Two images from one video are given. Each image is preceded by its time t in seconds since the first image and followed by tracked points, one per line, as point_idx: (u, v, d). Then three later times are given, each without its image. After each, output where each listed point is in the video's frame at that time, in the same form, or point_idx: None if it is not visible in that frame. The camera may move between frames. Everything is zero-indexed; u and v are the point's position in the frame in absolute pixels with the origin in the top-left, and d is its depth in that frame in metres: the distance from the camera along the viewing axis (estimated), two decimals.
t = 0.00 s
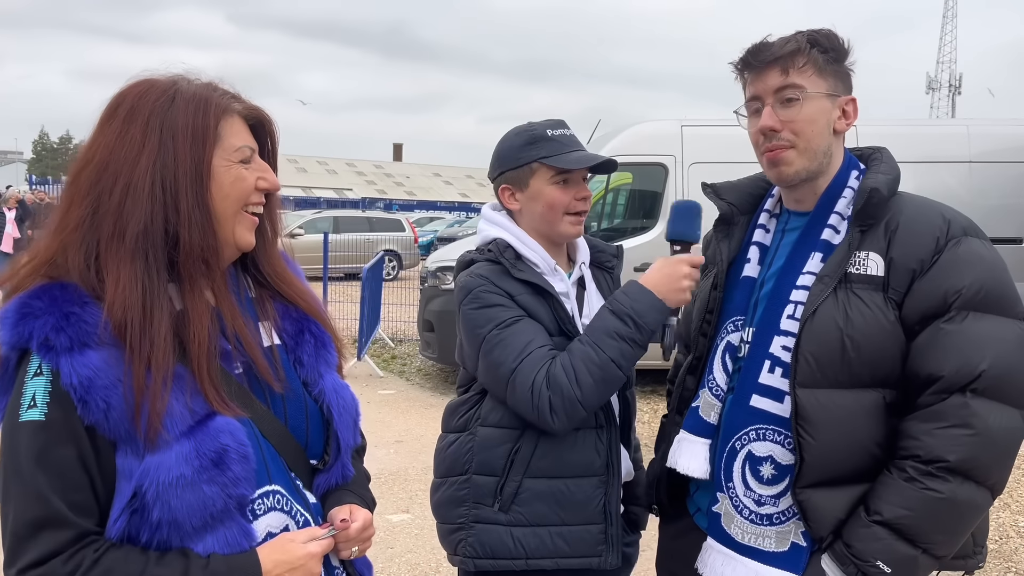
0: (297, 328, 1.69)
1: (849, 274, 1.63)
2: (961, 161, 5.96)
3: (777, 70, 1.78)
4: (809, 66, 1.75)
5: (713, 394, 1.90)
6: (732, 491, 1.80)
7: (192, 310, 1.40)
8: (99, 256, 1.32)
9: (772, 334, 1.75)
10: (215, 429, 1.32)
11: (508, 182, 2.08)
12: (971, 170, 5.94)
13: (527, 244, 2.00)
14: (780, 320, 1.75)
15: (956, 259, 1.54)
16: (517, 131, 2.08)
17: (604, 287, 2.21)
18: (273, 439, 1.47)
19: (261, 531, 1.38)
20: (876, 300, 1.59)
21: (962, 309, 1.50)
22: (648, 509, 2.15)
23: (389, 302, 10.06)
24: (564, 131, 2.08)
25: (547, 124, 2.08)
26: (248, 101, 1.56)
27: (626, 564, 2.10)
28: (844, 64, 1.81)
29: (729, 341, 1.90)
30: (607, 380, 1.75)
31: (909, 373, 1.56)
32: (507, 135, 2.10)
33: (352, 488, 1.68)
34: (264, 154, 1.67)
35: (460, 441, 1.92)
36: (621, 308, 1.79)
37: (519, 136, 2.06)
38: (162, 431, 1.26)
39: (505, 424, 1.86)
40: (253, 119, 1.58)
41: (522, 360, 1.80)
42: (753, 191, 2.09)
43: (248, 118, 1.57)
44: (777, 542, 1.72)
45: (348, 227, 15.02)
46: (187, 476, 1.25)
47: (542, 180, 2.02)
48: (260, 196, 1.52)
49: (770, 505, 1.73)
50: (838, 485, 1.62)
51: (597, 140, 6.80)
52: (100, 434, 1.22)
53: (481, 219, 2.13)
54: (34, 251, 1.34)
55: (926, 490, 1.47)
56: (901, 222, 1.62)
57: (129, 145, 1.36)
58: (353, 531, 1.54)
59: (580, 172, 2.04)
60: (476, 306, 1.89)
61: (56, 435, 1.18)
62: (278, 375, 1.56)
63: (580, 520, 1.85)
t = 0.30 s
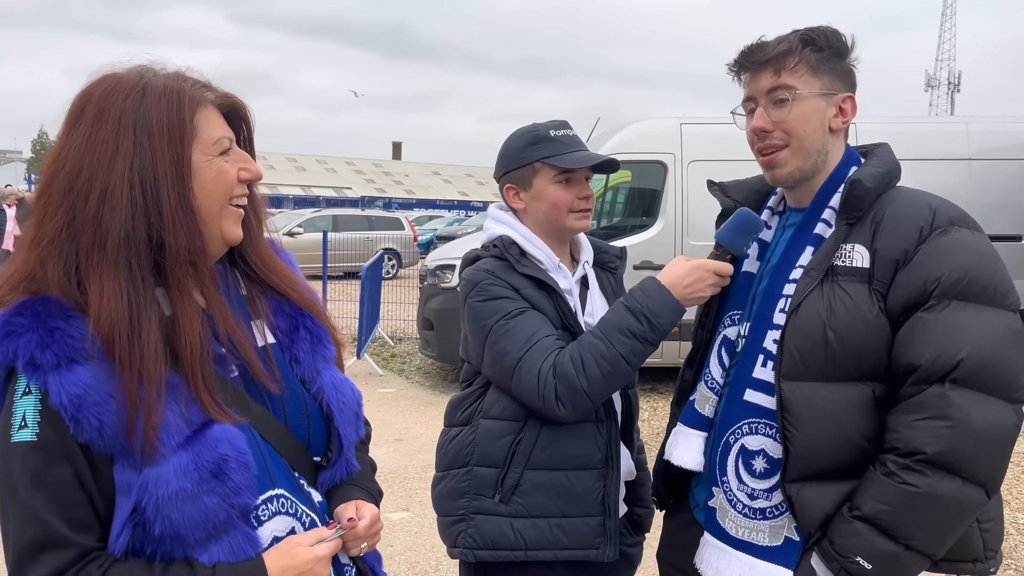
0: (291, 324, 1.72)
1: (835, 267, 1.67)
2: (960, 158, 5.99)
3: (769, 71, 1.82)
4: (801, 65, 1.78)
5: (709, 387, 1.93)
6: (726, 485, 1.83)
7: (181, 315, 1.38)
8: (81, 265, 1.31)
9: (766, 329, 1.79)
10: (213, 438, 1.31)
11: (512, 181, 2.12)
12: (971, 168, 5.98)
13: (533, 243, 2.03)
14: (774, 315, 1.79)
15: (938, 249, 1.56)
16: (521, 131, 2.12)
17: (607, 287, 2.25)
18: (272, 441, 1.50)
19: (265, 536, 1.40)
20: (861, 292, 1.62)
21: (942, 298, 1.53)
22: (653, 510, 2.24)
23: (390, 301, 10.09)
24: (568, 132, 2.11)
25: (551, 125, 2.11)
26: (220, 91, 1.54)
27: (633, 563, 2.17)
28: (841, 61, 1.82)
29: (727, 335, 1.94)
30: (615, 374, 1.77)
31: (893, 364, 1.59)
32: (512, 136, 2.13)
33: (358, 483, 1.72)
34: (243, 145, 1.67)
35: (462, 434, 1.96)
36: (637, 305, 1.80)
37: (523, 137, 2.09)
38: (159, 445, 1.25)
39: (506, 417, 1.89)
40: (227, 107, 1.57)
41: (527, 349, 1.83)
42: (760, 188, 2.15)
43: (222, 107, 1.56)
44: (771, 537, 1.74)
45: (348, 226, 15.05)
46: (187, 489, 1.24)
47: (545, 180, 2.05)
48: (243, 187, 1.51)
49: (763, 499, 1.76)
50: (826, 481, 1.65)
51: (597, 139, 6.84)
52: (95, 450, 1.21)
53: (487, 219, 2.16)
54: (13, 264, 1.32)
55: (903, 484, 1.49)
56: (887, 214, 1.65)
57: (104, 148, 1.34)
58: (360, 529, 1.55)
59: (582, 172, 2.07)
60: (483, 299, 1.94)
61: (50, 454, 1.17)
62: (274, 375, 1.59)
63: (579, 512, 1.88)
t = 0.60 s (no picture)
0: (301, 325, 1.75)
1: (835, 262, 1.70)
2: (958, 156, 6.03)
3: (764, 71, 1.85)
4: (796, 65, 1.81)
5: (703, 380, 1.96)
6: (721, 478, 1.86)
7: (194, 314, 1.40)
8: (96, 264, 1.33)
9: (761, 323, 1.82)
10: (230, 436, 1.33)
11: (513, 181, 2.15)
12: (968, 165, 6.01)
13: (532, 242, 2.05)
14: (768, 308, 1.82)
15: (940, 246, 1.59)
16: (522, 132, 2.14)
17: (609, 286, 2.27)
18: (285, 439, 1.52)
19: (281, 534, 1.42)
20: (861, 287, 1.65)
21: (944, 295, 1.56)
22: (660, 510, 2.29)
23: (388, 300, 10.12)
24: (568, 132, 2.14)
25: (550, 125, 2.14)
26: (229, 91, 1.57)
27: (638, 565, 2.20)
28: (836, 61, 1.86)
29: (720, 328, 1.97)
30: (602, 372, 1.79)
31: (892, 360, 1.61)
32: (513, 136, 2.16)
33: (365, 483, 1.76)
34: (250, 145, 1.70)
35: (461, 430, 1.99)
36: (621, 303, 1.82)
37: (523, 137, 2.12)
38: (175, 442, 1.27)
39: (504, 412, 1.92)
40: (237, 106, 1.59)
41: (519, 348, 1.86)
42: (755, 184, 2.17)
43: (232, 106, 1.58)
44: (766, 529, 1.77)
45: (346, 226, 15.04)
46: (206, 487, 1.26)
47: (544, 179, 2.08)
48: (252, 186, 1.54)
49: (758, 492, 1.79)
50: (824, 475, 1.67)
51: (594, 137, 6.87)
52: (112, 449, 1.23)
53: (491, 219, 2.17)
54: (26, 262, 1.34)
55: (905, 478, 1.52)
56: (887, 211, 1.68)
57: (116, 147, 1.36)
58: (372, 527, 1.60)
59: (581, 171, 2.10)
60: (478, 296, 1.97)
61: (67, 453, 1.19)
62: (283, 374, 1.60)
63: (576, 507, 1.91)
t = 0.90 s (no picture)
0: (312, 326, 1.79)
1: (827, 268, 1.72)
2: (952, 155, 6.07)
3: (749, 82, 1.88)
4: (780, 75, 1.84)
5: (696, 385, 1.99)
6: (717, 480, 1.89)
7: (218, 314, 1.43)
8: (126, 263, 1.35)
9: (753, 327, 1.85)
10: (253, 433, 1.37)
11: (511, 184, 2.18)
12: (962, 164, 6.05)
13: (529, 242, 2.08)
14: (760, 313, 1.84)
15: (929, 250, 1.62)
16: (520, 135, 2.17)
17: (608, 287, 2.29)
18: (299, 437, 1.57)
19: (298, 528, 1.46)
20: (853, 292, 1.68)
21: (934, 299, 1.59)
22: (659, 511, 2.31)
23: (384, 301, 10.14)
24: (565, 135, 2.17)
25: (548, 129, 2.16)
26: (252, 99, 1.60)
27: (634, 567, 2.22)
28: (820, 69, 1.89)
29: (712, 333, 2.01)
30: (593, 371, 1.81)
31: (883, 363, 1.64)
32: (511, 139, 2.19)
33: (368, 481, 1.83)
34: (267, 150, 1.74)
35: (456, 429, 2.02)
36: (613, 303, 1.85)
37: (520, 140, 2.15)
38: (202, 437, 1.31)
39: (498, 411, 1.95)
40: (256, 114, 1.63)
41: (511, 348, 1.89)
42: (738, 190, 2.21)
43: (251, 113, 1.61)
44: (762, 529, 1.80)
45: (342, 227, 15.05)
46: (232, 482, 1.30)
47: (541, 182, 2.11)
48: (270, 193, 1.57)
49: (755, 493, 1.82)
50: (818, 475, 1.70)
51: (589, 139, 6.89)
52: (141, 445, 1.26)
53: (491, 220, 2.19)
54: (54, 258, 1.35)
55: (898, 477, 1.54)
56: (876, 217, 1.71)
57: (146, 149, 1.38)
58: (382, 523, 1.67)
59: (578, 175, 2.13)
60: (475, 296, 2.00)
61: (97, 448, 1.21)
62: (297, 373, 1.65)
63: (569, 507, 1.94)
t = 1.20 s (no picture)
0: (317, 325, 1.80)
1: (822, 264, 1.71)
2: (947, 154, 6.08)
3: (748, 81, 1.88)
4: (779, 74, 1.84)
5: (694, 382, 1.98)
6: (713, 477, 1.88)
7: (231, 314, 1.44)
8: (142, 265, 1.36)
9: (750, 325, 1.85)
10: (270, 428, 1.37)
11: (506, 185, 2.17)
12: (958, 163, 6.07)
13: (523, 242, 2.08)
14: (757, 310, 1.84)
15: (924, 247, 1.63)
16: (516, 136, 2.17)
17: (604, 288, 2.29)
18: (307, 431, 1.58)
19: (310, 520, 1.46)
20: (847, 288, 1.67)
21: (928, 295, 1.59)
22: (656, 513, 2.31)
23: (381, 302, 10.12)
24: (560, 137, 2.16)
25: (543, 130, 2.16)
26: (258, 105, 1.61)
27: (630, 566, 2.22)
28: (818, 69, 1.89)
29: (710, 331, 2.01)
30: (589, 370, 1.81)
31: (878, 359, 1.64)
32: (507, 140, 2.18)
33: (371, 474, 1.84)
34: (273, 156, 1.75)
35: (452, 430, 2.01)
36: (609, 303, 1.84)
37: (516, 141, 2.15)
38: (222, 432, 1.31)
39: (493, 412, 1.94)
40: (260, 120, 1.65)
41: (506, 348, 1.89)
42: (739, 190, 2.20)
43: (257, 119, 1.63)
44: (758, 526, 1.80)
45: (338, 228, 15.04)
46: (251, 475, 1.31)
47: (536, 183, 2.11)
48: (276, 197, 1.59)
49: (750, 490, 1.82)
50: (814, 472, 1.70)
51: (585, 139, 6.89)
52: (162, 441, 1.27)
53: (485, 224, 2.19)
54: (70, 261, 1.36)
55: (892, 472, 1.54)
56: (872, 214, 1.72)
57: (159, 153, 1.39)
58: (390, 513, 1.68)
59: (573, 176, 2.12)
60: (470, 296, 1.99)
61: (121, 445, 1.22)
62: (305, 369, 1.65)
63: (564, 506, 1.93)
